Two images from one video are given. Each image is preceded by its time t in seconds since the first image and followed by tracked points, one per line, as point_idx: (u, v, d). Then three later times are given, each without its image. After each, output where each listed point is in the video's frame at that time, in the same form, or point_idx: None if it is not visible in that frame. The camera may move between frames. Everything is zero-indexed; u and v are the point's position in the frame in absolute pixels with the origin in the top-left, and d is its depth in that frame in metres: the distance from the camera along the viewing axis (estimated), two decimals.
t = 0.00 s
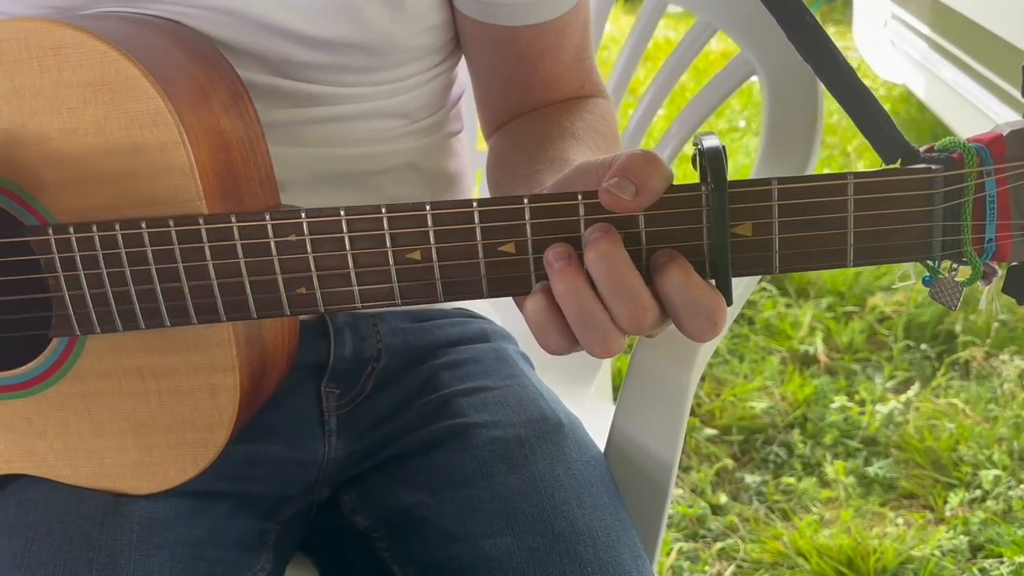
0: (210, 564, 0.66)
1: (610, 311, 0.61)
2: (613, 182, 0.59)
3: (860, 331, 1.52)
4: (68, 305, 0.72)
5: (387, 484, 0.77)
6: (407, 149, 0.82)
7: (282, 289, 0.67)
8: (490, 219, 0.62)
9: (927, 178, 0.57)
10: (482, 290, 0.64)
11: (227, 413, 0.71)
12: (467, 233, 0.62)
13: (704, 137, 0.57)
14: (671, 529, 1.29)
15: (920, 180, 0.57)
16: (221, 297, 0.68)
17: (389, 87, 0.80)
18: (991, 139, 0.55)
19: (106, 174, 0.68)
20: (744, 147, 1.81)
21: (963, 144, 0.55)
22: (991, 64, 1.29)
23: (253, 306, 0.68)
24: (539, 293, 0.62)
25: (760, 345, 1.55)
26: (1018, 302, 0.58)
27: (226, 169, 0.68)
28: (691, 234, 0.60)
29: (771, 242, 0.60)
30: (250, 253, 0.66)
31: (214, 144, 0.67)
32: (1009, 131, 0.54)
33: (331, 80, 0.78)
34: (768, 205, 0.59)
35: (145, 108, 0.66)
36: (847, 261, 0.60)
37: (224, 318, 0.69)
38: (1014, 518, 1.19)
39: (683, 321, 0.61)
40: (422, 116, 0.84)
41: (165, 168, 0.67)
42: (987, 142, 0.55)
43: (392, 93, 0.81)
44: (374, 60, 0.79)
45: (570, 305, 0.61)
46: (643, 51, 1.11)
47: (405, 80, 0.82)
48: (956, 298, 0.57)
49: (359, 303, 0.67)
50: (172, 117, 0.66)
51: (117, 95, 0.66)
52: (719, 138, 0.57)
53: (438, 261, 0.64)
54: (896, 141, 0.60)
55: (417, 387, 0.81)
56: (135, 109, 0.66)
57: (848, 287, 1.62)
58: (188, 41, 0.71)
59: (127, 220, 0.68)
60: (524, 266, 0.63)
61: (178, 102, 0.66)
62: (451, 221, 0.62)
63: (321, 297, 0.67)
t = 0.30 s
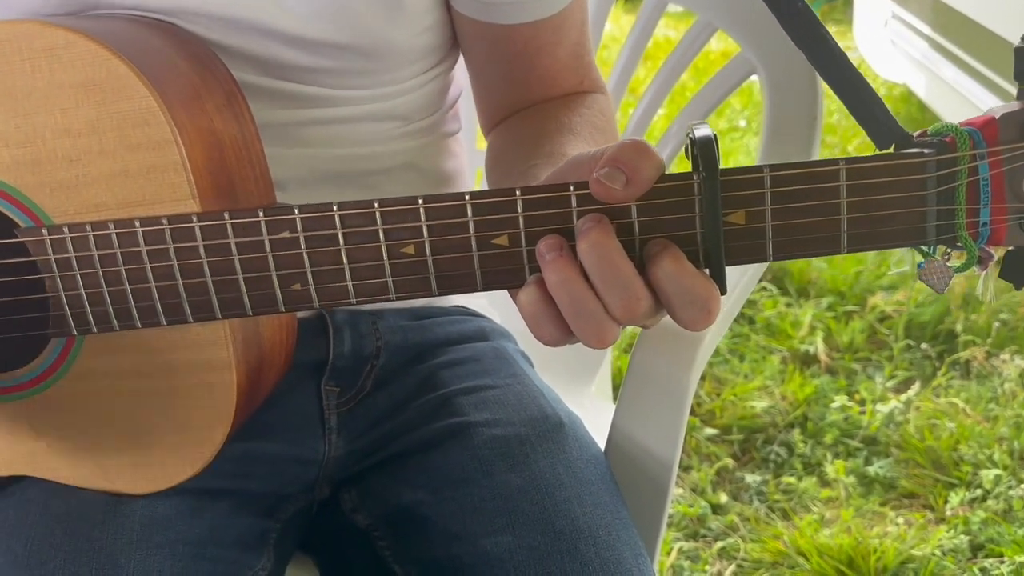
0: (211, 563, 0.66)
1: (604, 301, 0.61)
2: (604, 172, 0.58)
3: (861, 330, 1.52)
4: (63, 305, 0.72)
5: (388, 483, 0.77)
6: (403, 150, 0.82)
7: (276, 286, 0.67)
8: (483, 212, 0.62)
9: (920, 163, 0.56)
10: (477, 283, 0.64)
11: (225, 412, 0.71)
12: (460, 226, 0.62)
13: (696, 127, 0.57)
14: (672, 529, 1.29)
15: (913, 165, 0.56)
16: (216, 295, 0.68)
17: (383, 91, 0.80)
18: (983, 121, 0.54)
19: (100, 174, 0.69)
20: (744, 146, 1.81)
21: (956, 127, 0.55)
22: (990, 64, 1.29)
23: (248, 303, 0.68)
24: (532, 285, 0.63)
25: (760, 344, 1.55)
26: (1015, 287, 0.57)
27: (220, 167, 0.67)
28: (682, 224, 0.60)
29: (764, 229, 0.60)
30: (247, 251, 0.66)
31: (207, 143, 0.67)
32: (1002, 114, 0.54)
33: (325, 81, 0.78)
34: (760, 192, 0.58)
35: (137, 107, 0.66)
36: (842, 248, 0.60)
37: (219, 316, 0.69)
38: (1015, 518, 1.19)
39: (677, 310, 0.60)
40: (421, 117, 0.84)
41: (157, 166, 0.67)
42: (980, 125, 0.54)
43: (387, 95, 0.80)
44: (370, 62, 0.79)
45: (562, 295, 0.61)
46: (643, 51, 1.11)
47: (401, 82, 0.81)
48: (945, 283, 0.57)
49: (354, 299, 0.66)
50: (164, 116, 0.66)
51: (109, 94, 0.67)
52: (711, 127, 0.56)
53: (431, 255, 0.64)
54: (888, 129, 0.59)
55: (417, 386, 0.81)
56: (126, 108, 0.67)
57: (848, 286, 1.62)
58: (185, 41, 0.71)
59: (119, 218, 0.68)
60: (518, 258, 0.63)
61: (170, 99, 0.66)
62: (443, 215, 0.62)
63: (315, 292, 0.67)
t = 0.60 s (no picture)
0: (209, 562, 0.67)
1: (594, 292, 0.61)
2: (590, 160, 0.59)
3: (861, 330, 1.52)
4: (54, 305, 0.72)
5: (387, 483, 0.77)
6: (395, 149, 0.81)
7: (267, 281, 0.67)
8: (472, 204, 0.62)
9: (910, 144, 0.56)
10: (467, 276, 0.64)
11: (218, 409, 0.71)
12: (450, 218, 0.62)
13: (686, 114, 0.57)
14: (672, 529, 1.29)
15: (903, 146, 0.56)
16: (207, 292, 0.69)
17: (372, 88, 0.80)
18: (974, 101, 0.54)
19: (88, 173, 0.69)
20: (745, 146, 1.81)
21: (947, 107, 0.54)
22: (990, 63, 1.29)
23: (238, 299, 0.68)
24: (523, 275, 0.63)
25: (760, 344, 1.55)
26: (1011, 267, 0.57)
27: (209, 164, 0.67)
28: (673, 210, 0.60)
29: (755, 214, 0.60)
30: (245, 248, 0.66)
31: (195, 139, 0.67)
32: (993, 92, 0.53)
33: (315, 77, 0.79)
34: (750, 177, 0.58)
35: (123, 105, 0.66)
36: (834, 231, 0.59)
37: (210, 313, 0.69)
38: (1015, 518, 1.19)
39: (667, 299, 0.61)
40: (416, 115, 0.83)
41: (144, 165, 0.67)
42: (970, 104, 0.54)
43: (379, 91, 0.80)
44: (361, 56, 0.78)
45: (553, 284, 0.61)
46: (643, 52, 1.11)
47: (394, 79, 0.81)
48: (943, 264, 0.57)
49: (344, 292, 0.67)
50: (150, 113, 0.66)
51: (94, 92, 0.67)
52: (701, 114, 0.57)
53: (421, 248, 0.64)
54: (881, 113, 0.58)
55: (416, 386, 0.81)
56: (113, 106, 0.67)
57: (849, 286, 1.62)
58: (175, 38, 0.71)
59: (109, 217, 0.69)
60: (508, 249, 0.63)
61: (155, 97, 0.66)
62: (431, 207, 0.62)
63: (305, 287, 0.67)
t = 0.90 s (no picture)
0: (207, 564, 0.67)
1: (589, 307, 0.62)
2: (593, 163, 0.58)
3: (861, 331, 1.52)
4: (56, 306, 0.72)
5: (386, 483, 0.77)
6: (393, 148, 0.81)
7: (266, 285, 0.67)
8: (472, 208, 0.62)
9: (903, 152, 0.56)
10: (467, 279, 0.64)
11: (218, 409, 0.71)
12: (450, 222, 0.62)
13: (682, 121, 0.57)
14: (673, 529, 1.29)
15: (897, 154, 0.56)
16: (206, 292, 0.68)
17: (373, 86, 0.80)
18: (968, 110, 0.54)
19: (91, 175, 0.69)
20: (745, 146, 1.81)
21: (941, 116, 0.54)
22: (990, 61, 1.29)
23: (238, 301, 0.68)
24: (518, 288, 0.63)
25: (760, 344, 1.55)
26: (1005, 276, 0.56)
27: (210, 167, 0.67)
28: (671, 215, 0.60)
29: (751, 220, 0.59)
30: (243, 249, 0.66)
31: (196, 142, 0.67)
32: (986, 102, 0.53)
33: (319, 74, 0.78)
34: (747, 183, 0.58)
35: (127, 105, 0.66)
36: (829, 239, 0.59)
37: (210, 315, 0.69)
38: (1015, 518, 1.19)
39: (641, 293, 0.61)
40: (415, 113, 0.83)
41: (146, 167, 0.67)
42: (964, 114, 0.54)
43: (381, 91, 0.80)
44: (362, 54, 0.78)
45: (565, 324, 0.63)
46: (642, 52, 1.11)
47: (397, 79, 0.81)
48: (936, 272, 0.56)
49: (344, 296, 0.67)
50: (154, 115, 0.66)
51: (99, 96, 0.67)
52: (698, 121, 0.56)
53: (421, 250, 0.64)
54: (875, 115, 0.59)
55: (415, 387, 0.81)
56: (118, 108, 0.67)
57: (849, 286, 1.62)
58: (175, 42, 0.72)
59: (111, 219, 0.69)
60: (507, 254, 0.63)
61: (158, 97, 0.66)
62: (431, 211, 0.62)
63: (305, 290, 0.67)
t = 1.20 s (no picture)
0: (208, 564, 0.67)
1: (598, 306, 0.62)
2: (597, 156, 0.59)
3: (860, 331, 1.52)
4: (57, 304, 0.72)
5: (387, 484, 0.77)
6: (392, 149, 0.81)
7: (268, 279, 0.67)
8: (476, 203, 0.62)
9: (914, 143, 0.55)
10: (471, 274, 0.64)
11: (221, 406, 0.71)
12: (453, 216, 0.62)
13: (689, 112, 0.57)
14: (672, 529, 1.29)
15: (908, 145, 0.56)
16: (208, 290, 0.68)
17: (373, 80, 0.80)
18: (979, 100, 0.53)
19: (90, 169, 0.69)
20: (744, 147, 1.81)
21: (951, 106, 0.54)
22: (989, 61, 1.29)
23: (241, 298, 0.68)
24: (524, 281, 0.64)
25: (760, 344, 1.55)
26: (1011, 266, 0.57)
27: (209, 161, 0.67)
28: (677, 208, 0.60)
29: (759, 212, 0.59)
30: (245, 247, 0.66)
31: (196, 136, 0.67)
32: (998, 92, 0.53)
33: (315, 66, 0.78)
34: (754, 175, 0.58)
35: (126, 100, 0.66)
36: (838, 231, 0.59)
37: (213, 312, 0.69)
38: (1014, 518, 1.19)
39: (651, 283, 0.61)
40: (414, 116, 0.83)
41: (144, 162, 0.67)
42: (975, 103, 0.54)
43: (378, 86, 0.80)
44: (357, 46, 0.78)
45: (577, 317, 0.63)
46: (643, 52, 1.11)
47: (394, 72, 0.81)
48: (949, 265, 0.57)
49: (348, 291, 0.67)
50: (153, 109, 0.66)
51: (95, 91, 0.67)
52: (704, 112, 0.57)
53: (424, 245, 0.63)
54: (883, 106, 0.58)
55: (416, 387, 0.81)
56: (118, 102, 0.67)
57: (848, 286, 1.62)
58: (173, 36, 0.72)
59: (110, 215, 0.69)
60: (512, 248, 0.63)
61: (156, 92, 0.66)
62: (435, 205, 0.62)
63: (308, 286, 0.67)
